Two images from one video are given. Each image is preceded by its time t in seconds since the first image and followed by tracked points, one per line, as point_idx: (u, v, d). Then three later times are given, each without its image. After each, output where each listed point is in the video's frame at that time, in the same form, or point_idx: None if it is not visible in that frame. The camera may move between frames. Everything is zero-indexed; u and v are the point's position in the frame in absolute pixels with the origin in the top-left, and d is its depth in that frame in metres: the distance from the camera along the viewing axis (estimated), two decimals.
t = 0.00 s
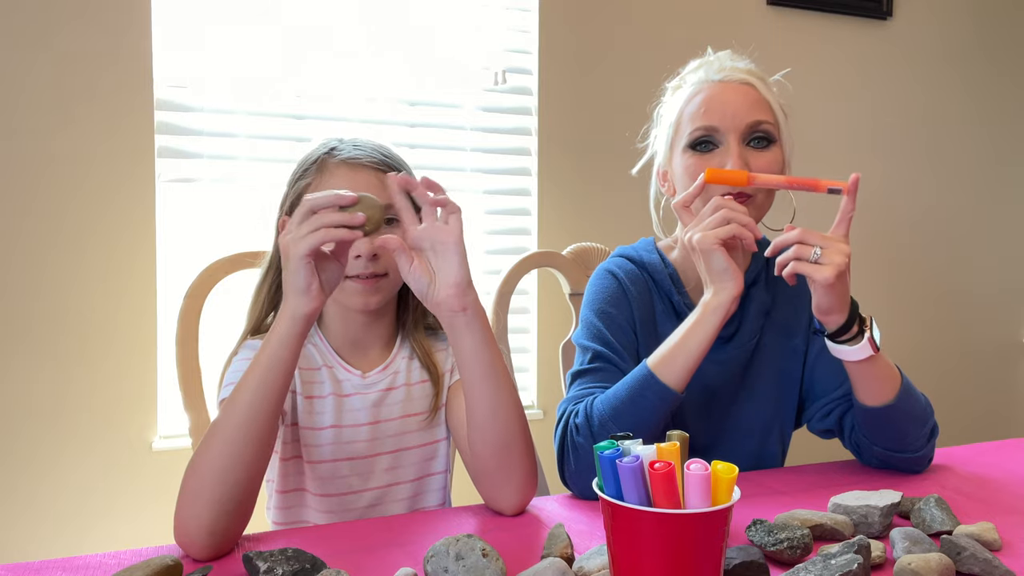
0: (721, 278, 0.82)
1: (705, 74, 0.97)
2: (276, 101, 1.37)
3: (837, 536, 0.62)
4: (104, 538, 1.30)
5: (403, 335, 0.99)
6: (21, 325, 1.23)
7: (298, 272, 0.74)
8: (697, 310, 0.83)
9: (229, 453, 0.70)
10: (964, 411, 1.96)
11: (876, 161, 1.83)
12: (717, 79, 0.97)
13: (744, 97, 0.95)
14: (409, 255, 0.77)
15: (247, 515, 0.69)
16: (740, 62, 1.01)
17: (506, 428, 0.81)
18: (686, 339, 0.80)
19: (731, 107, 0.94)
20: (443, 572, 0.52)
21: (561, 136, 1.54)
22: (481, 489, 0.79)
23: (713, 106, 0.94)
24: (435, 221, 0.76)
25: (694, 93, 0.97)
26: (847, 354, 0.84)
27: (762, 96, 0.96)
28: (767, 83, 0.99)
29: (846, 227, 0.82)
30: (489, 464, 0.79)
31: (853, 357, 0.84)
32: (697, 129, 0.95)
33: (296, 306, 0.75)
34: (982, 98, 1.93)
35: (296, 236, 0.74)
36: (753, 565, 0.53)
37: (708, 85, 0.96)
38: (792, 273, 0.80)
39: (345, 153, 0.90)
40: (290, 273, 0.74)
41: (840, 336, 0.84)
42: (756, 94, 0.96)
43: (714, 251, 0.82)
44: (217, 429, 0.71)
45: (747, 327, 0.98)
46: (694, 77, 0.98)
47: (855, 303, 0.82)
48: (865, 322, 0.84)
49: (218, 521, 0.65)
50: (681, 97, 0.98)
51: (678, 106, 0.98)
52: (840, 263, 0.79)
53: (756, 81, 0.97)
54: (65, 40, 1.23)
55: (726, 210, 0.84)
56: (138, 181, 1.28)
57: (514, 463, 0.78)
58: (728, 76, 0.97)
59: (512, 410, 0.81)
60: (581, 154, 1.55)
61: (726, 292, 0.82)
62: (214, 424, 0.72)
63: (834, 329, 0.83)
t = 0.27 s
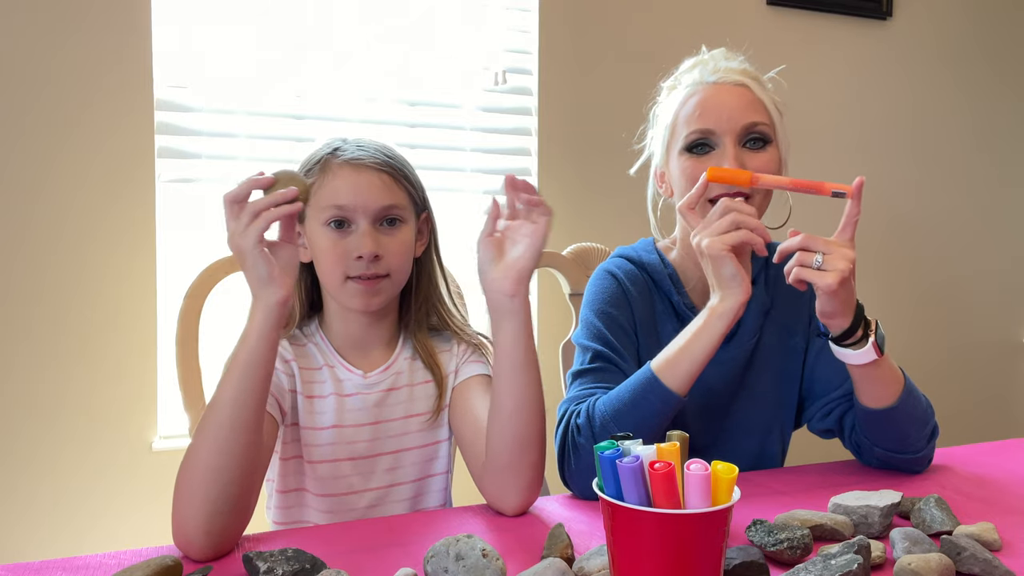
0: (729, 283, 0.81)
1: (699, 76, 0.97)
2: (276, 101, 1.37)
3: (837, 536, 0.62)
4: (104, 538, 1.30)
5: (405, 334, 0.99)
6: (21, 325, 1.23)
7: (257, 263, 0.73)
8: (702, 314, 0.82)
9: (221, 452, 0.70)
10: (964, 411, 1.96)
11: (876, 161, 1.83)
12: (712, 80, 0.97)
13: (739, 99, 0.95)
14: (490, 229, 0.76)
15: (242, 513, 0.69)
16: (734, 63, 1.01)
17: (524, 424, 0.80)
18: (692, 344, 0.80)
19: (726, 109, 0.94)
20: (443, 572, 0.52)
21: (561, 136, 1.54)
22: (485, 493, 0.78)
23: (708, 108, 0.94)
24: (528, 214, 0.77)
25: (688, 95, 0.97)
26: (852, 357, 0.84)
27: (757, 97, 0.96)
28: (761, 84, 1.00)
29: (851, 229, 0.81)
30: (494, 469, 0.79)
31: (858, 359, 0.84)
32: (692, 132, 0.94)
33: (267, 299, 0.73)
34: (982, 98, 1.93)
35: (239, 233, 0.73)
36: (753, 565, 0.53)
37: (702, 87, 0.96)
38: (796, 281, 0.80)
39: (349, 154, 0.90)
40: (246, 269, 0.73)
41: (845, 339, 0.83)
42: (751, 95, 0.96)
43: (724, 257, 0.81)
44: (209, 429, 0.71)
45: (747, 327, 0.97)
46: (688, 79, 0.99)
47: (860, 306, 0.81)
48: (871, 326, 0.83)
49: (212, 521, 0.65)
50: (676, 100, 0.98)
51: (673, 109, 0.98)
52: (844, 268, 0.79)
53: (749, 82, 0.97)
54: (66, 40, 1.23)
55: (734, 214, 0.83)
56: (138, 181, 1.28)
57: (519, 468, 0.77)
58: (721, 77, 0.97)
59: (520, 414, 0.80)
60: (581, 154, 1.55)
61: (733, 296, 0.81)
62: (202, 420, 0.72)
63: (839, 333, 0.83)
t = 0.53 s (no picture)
0: (735, 288, 0.80)
1: (698, 75, 0.97)
2: (275, 101, 1.37)
3: (837, 536, 0.62)
4: (104, 538, 1.30)
5: (408, 334, 0.99)
6: (20, 325, 1.23)
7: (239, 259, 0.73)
8: (706, 317, 0.82)
9: (216, 453, 0.70)
10: (964, 411, 1.96)
11: (876, 161, 1.83)
12: (711, 80, 0.97)
13: (739, 98, 0.95)
14: (521, 229, 0.81)
15: (241, 514, 0.69)
16: (733, 62, 1.01)
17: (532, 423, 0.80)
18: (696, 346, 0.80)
19: (725, 109, 0.94)
20: (443, 572, 0.52)
21: (561, 136, 1.54)
22: (487, 491, 0.78)
23: (707, 108, 0.94)
24: (560, 221, 0.81)
25: (687, 95, 0.97)
26: (857, 360, 0.84)
27: (756, 97, 0.96)
28: (760, 83, 1.00)
29: (861, 237, 0.79)
30: (497, 469, 0.79)
31: (863, 364, 0.84)
32: (692, 132, 0.94)
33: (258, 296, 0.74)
34: (982, 97, 1.93)
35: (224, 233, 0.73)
36: (753, 566, 0.53)
37: (701, 87, 0.96)
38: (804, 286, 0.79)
39: (352, 154, 0.90)
40: (230, 267, 0.73)
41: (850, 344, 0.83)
42: (750, 95, 0.96)
43: (732, 264, 0.80)
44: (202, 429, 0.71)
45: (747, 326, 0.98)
46: (687, 79, 0.99)
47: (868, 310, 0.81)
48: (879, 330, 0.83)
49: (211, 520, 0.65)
50: (675, 100, 0.99)
51: (672, 109, 0.98)
52: (852, 277, 0.77)
53: (749, 81, 0.97)
54: (66, 40, 1.23)
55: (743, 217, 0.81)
56: (137, 181, 1.28)
57: (522, 468, 0.77)
58: (721, 77, 0.97)
59: (524, 414, 0.80)
60: (581, 155, 1.55)
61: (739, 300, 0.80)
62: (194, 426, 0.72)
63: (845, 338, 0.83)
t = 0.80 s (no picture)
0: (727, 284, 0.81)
1: (698, 76, 0.97)
2: (275, 101, 1.37)
3: (837, 536, 0.62)
4: (104, 538, 1.30)
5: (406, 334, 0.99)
6: (21, 325, 1.23)
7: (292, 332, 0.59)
8: (702, 314, 0.83)
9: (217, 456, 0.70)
10: (965, 411, 1.96)
11: (876, 161, 1.83)
12: (710, 81, 0.97)
13: (738, 100, 0.95)
14: (500, 228, 0.81)
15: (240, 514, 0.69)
16: (734, 61, 1.01)
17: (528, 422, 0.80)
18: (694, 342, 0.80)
19: (724, 111, 0.94)
20: (443, 572, 0.52)
21: (561, 136, 1.54)
22: (486, 492, 0.78)
23: (705, 110, 0.94)
24: (534, 220, 0.82)
25: (686, 97, 0.97)
26: (853, 367, 0.84)
27: (754, 98, 0.96)
28: (760, 83, 0.99)
29: (862, 257, 0.78)
30: (494, 468, 0.79)
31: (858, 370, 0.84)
32: (690, 134, 0.95)
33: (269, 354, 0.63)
34: (982, 97, 1.93)
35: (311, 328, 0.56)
36: (753, 566, 0.53)
37: (699, 88, 0.96)
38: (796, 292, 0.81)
39: (354, 158, 0.90)
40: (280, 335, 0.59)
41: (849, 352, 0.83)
42: (749, 96, 0.96)
43: (722, 259, 0.81)
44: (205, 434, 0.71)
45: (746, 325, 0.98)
46: (687, 79, 0.98)
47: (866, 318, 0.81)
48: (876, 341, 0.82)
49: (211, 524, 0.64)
50: (674, 101, 0.98)
51: (671, 109, 0.98)
52: (842, 291, 0.77)
53: (748, 82, 0.97)
54: (66, 39, 1.23)
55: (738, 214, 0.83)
56: (138, 181, 1.28)
57: (519, 466, 0.77)
58: (720, 78, 0.96)
59: (516, 413, 0.80)
60: (582, 155, 1.55)
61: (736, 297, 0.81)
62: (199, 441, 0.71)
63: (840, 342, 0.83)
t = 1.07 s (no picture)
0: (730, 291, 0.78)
1: (697, 75, 0.97)
2: (276, 101, 1.37)
3: (837, 536, 0.62)
4: (104, 538, 1.30)
5: (405, 334, 0.99)
6: (21, 325, 1.23)
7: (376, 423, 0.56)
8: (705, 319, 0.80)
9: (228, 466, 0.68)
10: (964, 411, 1.96)
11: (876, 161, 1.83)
12: (709, 80, 0.97)
13: (738, 99, 0.95)
14: (488, 230, 0.81)
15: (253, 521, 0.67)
16: (733, 61, 1.01)
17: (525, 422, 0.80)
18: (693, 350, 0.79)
19: (722, 111, 0.94)
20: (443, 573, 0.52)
21: (561, 136, 1.54)
22: (483, 493, 0.79)
23: (704, 109, 0.94)
24: (520, 222, 0.82)
25: (684, 96, 0.97)
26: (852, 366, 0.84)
27: (754, 97, 0.96)
28: (760, 83, 0.99)
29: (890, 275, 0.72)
30: (491, 469, 0.79)
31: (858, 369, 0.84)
32: (690, 134, 0.95)
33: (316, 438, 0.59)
34: (982, 97, 1.93)
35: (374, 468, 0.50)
36: (753, 565, 0.53)
37: (699, 88, 0.96)
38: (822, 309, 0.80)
39: (353, 160, 0.90)
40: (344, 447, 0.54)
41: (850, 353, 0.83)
42: (748, 95, 0.96)
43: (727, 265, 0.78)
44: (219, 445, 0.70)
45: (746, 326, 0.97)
46: (686, 79, 0.99)
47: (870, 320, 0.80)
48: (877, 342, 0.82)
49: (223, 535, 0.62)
50: (673, 100, 0.99)
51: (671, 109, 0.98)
52: (871, 314, 0.76)
53: (747, 81, 0.97)
54: (66, 39, 1.23)
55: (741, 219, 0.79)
56: (137, 181, 1.28)
57: (515, 466, 0.78)
58: (719, 77, 0.97)
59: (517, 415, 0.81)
60: (582, 155, 1.55)
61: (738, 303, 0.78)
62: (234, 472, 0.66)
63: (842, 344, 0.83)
